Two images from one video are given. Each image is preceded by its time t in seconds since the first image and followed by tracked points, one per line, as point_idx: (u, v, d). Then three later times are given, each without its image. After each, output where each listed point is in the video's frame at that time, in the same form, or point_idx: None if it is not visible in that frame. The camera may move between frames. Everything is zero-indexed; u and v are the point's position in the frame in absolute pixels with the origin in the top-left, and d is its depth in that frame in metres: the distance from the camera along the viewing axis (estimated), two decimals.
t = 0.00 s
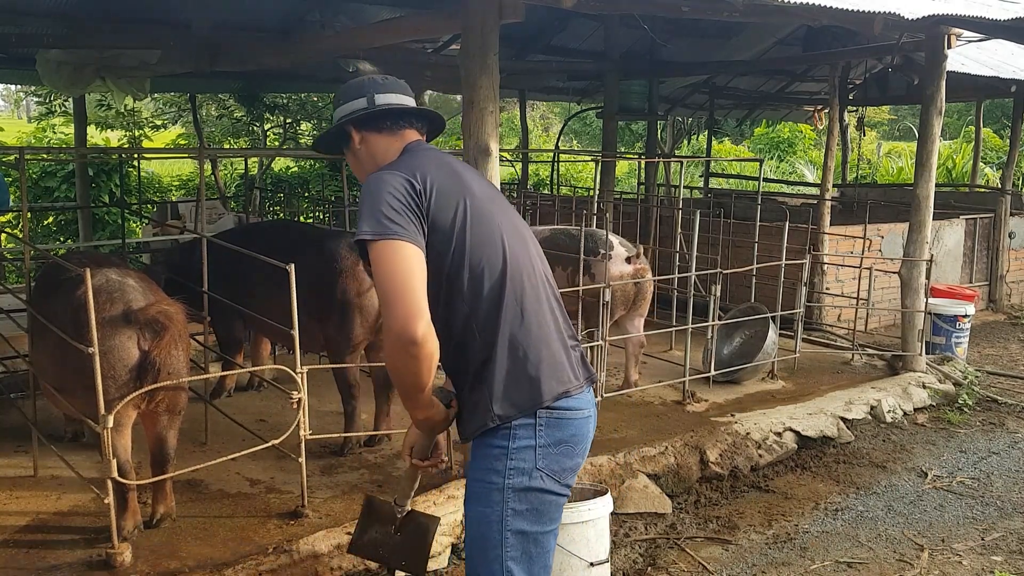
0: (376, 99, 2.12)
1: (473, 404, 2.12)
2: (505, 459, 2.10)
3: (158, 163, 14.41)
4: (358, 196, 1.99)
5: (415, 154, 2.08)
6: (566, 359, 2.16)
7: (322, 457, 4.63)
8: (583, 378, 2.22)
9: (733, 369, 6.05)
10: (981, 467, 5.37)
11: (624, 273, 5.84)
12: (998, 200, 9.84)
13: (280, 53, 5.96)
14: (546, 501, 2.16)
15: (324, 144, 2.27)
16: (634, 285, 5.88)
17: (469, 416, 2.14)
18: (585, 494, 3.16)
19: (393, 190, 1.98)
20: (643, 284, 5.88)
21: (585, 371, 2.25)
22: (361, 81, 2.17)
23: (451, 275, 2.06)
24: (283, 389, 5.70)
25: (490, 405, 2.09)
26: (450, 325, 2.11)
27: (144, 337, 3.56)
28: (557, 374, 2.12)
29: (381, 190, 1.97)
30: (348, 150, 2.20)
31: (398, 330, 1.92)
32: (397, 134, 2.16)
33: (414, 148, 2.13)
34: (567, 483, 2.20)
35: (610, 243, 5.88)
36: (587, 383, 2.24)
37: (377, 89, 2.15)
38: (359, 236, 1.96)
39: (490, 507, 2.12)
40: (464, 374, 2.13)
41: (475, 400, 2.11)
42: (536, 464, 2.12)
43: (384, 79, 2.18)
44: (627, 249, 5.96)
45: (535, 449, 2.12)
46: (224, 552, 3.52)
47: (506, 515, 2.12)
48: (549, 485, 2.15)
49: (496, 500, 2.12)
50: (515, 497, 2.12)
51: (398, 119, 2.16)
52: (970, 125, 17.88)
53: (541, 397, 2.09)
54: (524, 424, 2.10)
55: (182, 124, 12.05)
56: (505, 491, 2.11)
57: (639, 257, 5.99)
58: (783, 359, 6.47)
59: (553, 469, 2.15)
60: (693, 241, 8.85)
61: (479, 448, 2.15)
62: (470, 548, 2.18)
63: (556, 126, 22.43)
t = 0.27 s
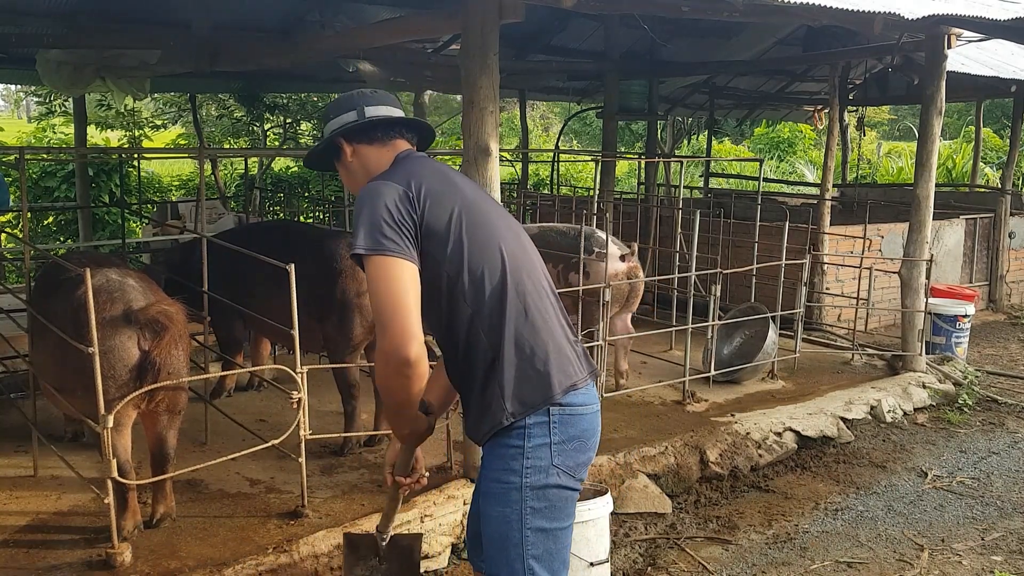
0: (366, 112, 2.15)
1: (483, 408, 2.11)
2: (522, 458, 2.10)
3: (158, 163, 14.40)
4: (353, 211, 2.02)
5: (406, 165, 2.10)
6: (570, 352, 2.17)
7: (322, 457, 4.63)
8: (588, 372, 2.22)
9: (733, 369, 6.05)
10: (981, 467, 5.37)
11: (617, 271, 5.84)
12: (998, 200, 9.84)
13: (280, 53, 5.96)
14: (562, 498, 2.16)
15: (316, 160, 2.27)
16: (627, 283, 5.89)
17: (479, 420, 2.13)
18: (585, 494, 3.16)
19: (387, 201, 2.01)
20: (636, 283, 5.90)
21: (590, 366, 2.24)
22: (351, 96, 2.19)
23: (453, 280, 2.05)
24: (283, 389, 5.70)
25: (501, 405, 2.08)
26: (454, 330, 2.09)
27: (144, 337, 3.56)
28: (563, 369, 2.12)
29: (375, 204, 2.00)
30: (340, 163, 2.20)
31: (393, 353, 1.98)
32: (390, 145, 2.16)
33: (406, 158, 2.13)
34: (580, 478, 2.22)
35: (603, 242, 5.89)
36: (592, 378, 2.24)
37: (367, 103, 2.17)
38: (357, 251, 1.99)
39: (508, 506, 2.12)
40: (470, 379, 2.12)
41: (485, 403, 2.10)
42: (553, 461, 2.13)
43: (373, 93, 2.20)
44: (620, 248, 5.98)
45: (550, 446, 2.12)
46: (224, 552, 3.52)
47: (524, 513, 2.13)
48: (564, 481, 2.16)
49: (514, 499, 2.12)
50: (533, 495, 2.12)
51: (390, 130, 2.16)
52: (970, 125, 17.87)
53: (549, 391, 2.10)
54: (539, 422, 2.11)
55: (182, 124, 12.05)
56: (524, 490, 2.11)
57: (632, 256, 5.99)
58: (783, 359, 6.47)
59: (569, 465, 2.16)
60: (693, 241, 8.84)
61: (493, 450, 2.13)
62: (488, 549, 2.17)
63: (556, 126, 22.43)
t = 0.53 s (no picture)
0: (366, 112, 2.14)
1: (490, 407, 2.11)
2: (528, 459, 2.10)
3: (158, 163, 14.40)
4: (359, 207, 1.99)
5: (412, 162, 2.09)
6: (576, 351, 2.18)
7: (322, 457, 4.63)
8: (593, 371, 2.23)
9: (733, 368, 6.05)
10: (981, 467, 5.37)
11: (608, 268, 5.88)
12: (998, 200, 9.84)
13: (279, 53, 5.96)
14: (568, 499, 2.17)
15: (314, 161, 2.26)
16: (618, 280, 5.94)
17: (485, 420, 2.13)
18: (585, 494, 3.16)
19: (396, 197, 1.98)
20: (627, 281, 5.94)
21: (593, 365, 2.26)
22: (351, 96, 2.19)
23: (460, 279, 2.05)
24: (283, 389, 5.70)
25: (508, 405, 2.09)
26: (460, 329, 2.09)
27: (145, 337, 3.56)
28: (569, 368, 2.13)
29: (384, 200, 1.98)
30: (339, 163, 2.20)
31: (399, 348, 1.95)
32: (389, 145, 2.16)
33: (407, 158, 2.13)
34: (586, 481, 2.22)
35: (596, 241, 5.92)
36: (596, 378, 2.25)
37: (367, 103, 2.17)
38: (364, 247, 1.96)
39: (513, 507, 2.12)
40: (476, 378, 2.12)
41: (492, 403, 2.11)
42: (559, 463, 2.13)
43: (372, 93, 2.20)
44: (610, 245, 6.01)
45: (557, 447, 2.13)
46: (224, 552, 3.52)
47: (529, 515, 2.13)
48: (570, 483, 2.17)
49: (519, 500, 2.12)
50: (538, 496, 2.12)
51: (389, 131, 2.16)
52: (970, 125, 17.87)
53: (556, 392, 2.10)
54: (546, 423, 2.11)
55: (182, 124, 12.05)
56: (529, 491, 2.12)
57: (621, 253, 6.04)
58: (783, 359, 6.47)
59: (575, 467, 2.16)
60: (693, 241, 8.85)
61: (499, 450, 2.14)
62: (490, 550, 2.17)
63: (556, 126, 22.43)
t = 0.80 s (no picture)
0: (369, 105, 2.13)
1: (493, 406, 2.12)
2: (528, 460, 2.10)
3: (158, 163, 14.40)
4: (369, 199, 1.97)
5: (421, 157, 2.08)
6: (578, 352, 2.19)
7: (322, 457, 4.64)
8: (594, 373, 2.24)
9: (733, 368, 6.05)
10: (981, 467, 5.37)
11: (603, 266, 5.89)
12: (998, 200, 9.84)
13: (279, 53, 5.96)
14: (567, 501, 2.17)
15: (315, 153, 2.26)
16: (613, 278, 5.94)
17: (487, 418, 2.13)
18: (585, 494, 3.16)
19: (406, 191, 1.97)
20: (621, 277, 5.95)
21: (594, 367, 2.26)
22: (354, 88, 2.18)
23: (466, 277, 2.05)
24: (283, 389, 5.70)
25: (511, 404, 2.09)
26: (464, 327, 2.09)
27: (145, 337, 3.56)
28: (573, 369, 2.14)
29: (395, 193, 1.96)
30: (340, 156, 2.19)
31: (421, 334, 1.89)
32: (392, 140, 2.16)
33: (411, 154, 2.13)
34: (585, 482, 2.22)
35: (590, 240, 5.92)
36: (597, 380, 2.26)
37: (370, 96, 2.16)
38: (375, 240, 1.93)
39: (512, 508, 2.12)
40: (479, 376, 2.12)
41: (495, 401, 2.11)
42: (559, 464, 2.13)
43: (376, 86, 2.19)
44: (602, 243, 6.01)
45: (557, 448, 2.13)
46: (223, 552, 3.52)
47: (528, 516, 2.13)
48: (570, 484, 2.17)
49: (518, 501, 2.12)
50: (538, 497, 2.13)
51: (392, 125, 2.16)
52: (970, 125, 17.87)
53: (559, 392, 2.10)
54: (547, 424, 2.11)
55: (182, 124, 12.05)
56: (529, 492, 2.12)
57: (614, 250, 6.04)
58: (783, 359, 6.47)
59: (576, 468, 2.16)
60: (693, 241, 8.85)
61: (500, 450, 2.14)
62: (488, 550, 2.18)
63: (556, 126, 22.43)
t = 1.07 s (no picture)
0: (369, 100, 2.13)
1: (495, 405, 2.11)
2: (528, 459, 2.11)
3: (158, 164, 14.40)
4: (379, 195, 1.93)
5: (427, 154, 2.05)
6: (578, 352, 2.19)
7: (322, 457, 4.64)
8: (593, 373, 2.25)
9: (733, 368, 6.05)
10: (981, 467, 5.37)
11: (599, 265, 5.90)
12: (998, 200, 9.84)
13: (279, 53, 5.96)
14: (565, 500, 2.18)
15: (311, 146, 2.24)
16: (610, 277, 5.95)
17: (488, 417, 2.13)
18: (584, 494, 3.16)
19: (417, 188, 1.94)
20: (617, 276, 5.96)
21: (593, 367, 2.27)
22: (352, 82, 2.18)
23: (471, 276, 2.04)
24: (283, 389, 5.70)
25: (513, 404, 2.09)
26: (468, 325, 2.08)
27: (144, 337, 3.56)
28: (574, 370, 2.14)
29: (405, 190, 1.93)
30: (337, 150, 2.17)
31: (455, 325, 1.87)
32: (391, 135, 2.16)
33: (413, 152, 2.13)
34: (583, 482, 2.23)
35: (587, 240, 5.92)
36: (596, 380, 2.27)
37: (369, 91, 2.16)
38: (388, 236, 1.90)
39: (512, 507, 2.12)
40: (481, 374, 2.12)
41: (497, 401, 2.11)
42: (559, 463, 2.14)
43: (374, 80, 2.19)
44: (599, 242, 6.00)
45: (557, 447, 2.13)
46: (223, 552, 3.52)
47: (527, 515, 2.13)
48: (569, 484, 2.17)
49: (517, 500, 2.12)
50: (537, 497, 2.13)
51: (391, 120, 2.16)
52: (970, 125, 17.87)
53: (561, 393, 2.11)
54: (547, 423, 2.11)
55: (182, 124, 12.05)
56: (528, 492, 2.12)
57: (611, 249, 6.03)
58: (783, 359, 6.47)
59: (574, 468, 2.17)
60: (693, 241, 8.85)
61: (499, 450, 2.14)
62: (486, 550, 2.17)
63: (556, 126, 22.43)
